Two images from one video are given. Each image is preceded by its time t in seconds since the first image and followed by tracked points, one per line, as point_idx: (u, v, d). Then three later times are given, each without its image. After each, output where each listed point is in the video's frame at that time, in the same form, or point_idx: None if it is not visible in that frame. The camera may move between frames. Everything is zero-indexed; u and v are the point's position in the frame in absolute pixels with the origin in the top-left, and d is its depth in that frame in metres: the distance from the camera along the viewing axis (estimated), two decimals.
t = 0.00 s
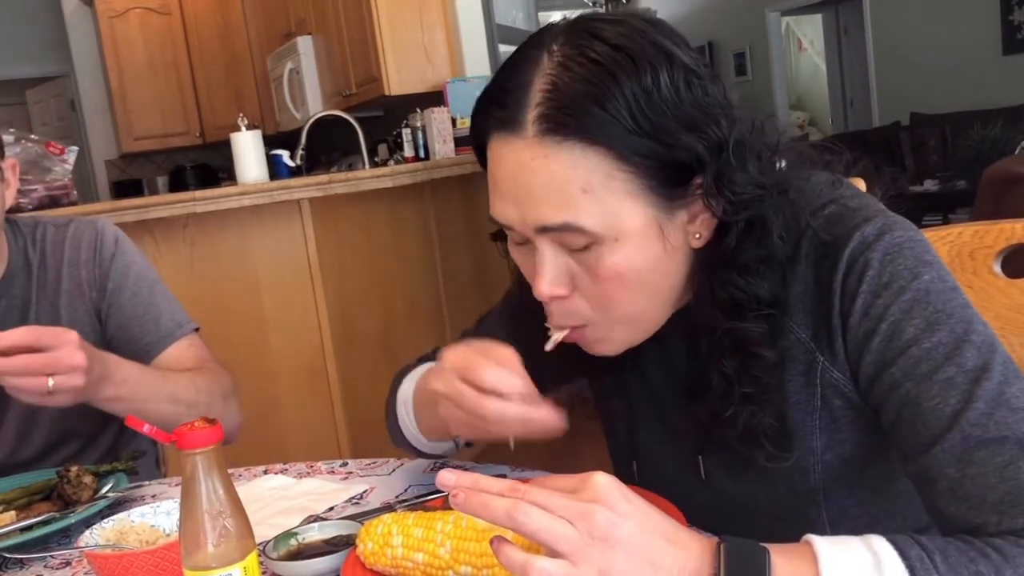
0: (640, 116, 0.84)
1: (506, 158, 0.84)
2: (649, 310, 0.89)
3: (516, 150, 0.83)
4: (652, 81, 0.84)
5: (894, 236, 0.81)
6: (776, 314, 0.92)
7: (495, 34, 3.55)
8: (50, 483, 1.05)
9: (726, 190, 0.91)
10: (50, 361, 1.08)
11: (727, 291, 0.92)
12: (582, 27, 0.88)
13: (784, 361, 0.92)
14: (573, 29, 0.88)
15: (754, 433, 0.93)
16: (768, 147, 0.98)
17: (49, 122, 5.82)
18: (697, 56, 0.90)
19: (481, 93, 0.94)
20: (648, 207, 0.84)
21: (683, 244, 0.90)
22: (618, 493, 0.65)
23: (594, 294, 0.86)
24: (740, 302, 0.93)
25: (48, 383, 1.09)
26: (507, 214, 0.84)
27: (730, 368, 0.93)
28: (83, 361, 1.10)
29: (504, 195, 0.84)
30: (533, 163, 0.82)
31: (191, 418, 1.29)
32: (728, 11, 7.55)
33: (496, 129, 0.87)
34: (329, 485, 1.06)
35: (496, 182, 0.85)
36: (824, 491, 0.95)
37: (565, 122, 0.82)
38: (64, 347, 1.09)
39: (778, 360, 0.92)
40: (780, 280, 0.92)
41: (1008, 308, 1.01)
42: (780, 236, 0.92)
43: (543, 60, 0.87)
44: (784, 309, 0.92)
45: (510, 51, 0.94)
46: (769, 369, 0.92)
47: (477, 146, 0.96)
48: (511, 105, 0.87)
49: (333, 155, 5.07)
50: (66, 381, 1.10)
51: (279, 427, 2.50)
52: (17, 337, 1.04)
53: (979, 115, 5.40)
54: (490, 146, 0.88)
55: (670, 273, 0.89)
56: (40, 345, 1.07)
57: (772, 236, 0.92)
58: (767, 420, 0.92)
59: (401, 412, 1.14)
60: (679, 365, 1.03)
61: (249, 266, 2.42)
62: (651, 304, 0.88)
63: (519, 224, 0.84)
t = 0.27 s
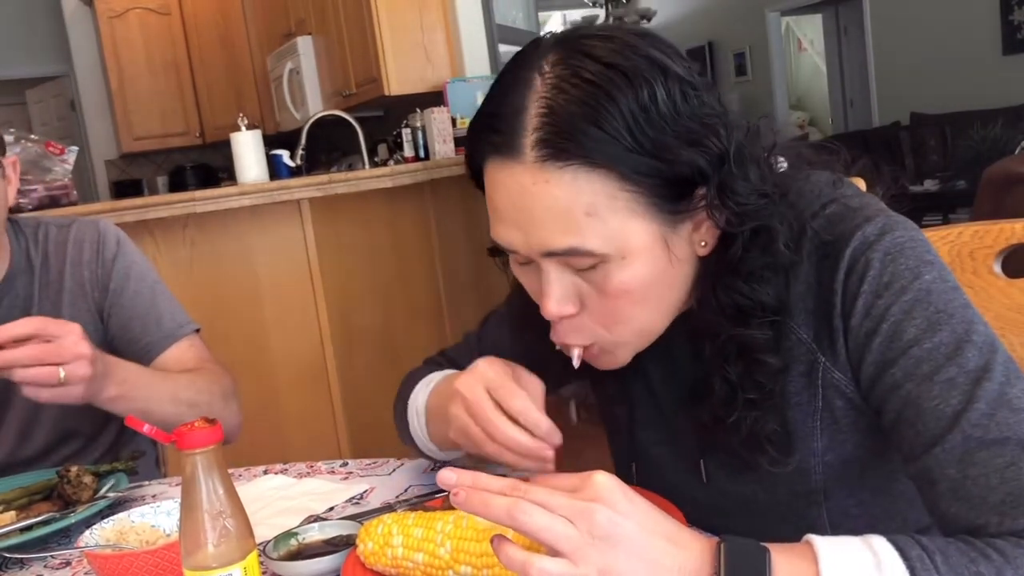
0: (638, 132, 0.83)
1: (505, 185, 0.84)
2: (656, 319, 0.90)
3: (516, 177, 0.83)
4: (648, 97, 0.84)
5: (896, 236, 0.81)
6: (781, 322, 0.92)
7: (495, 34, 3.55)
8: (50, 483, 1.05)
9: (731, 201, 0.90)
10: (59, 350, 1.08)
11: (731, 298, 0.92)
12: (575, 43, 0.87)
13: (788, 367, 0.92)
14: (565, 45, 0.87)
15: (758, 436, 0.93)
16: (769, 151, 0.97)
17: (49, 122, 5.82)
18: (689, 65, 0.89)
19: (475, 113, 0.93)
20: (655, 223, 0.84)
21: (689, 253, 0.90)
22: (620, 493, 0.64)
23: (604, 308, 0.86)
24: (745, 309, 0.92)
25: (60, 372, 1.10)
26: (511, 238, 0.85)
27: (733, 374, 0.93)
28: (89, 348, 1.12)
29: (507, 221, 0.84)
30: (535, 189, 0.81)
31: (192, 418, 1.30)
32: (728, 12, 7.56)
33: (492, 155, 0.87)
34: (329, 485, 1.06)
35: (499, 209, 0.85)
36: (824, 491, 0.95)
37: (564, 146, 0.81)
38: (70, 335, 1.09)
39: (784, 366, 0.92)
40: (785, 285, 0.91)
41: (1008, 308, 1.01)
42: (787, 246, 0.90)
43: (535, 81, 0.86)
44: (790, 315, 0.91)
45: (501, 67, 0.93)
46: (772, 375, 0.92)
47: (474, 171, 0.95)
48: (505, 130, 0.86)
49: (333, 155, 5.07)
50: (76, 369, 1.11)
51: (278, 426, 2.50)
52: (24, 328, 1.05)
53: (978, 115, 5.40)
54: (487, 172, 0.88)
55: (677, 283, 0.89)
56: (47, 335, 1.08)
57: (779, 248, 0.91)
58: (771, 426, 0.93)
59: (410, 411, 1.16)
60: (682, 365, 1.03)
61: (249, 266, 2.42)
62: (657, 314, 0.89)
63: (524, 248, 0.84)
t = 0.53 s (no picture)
0: (627, 143, 0.83)
1: (497, 198, 0.85)
2: (651, 327, 0.90)
3: (508, 189, 0.84)
4: (637, 108, 0.84)
5: (893, 236, 0.81)
6: (775, 330, 0.92)
7: (495, 33, 3.55)
8: (50, 483, 1.05)
9: (721, 212, 0.90)
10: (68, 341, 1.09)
11: (723, 307, 0.91)
12: (566, 54, 0.87)
13: (783, 373, 0.92)
14: (557, 55, 0.88)
15: (755, 443, 0.93)
16: (763, 158, 0.96)
17: (49, 122, 5.82)
18: (679, 74, 0.89)
19: (467, 124, 0.93)
20: (645, 233, 0.85)
21: (682, 262, 0.91)
22: (620, 494, 0.65)
23: (597, 317, 0.87)
24: (738, 318, 0.92)
25: (71, 360, 1.09)
26: (504, 248, 0.85)
27: (728, 382, 0.92)
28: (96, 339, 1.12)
29: (500, 233, 0.85)
30: (526, 201, 0.82)
31: (192, 418, 1.30)
32: (728, 11, 7.55)
33: (483, 167, 0.87)
34: (329, 485, 1.06)
35: (492, 219, 0.86)
36: (823, 491, 0.95)
37: (553, 160, 0.82)
38: (77, 326, 1.10)
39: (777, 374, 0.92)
40: (779, 293, 0.91)
41: (1007, 308, 1.01)
42: (778, 258, 0.90)
43: (525, 93, 0.87)
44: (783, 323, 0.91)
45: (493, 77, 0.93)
46: (767, 383, 0.91)
47: (466, 181, 0.96)
48: (496, 143, 0.87)
49: (332, 155, 5.07)
50: (85, 360, 1.11)
51: (279, 427, 2.50)
52: (34, 319, 1.06)
53: (979, 115, 5.39)
54: (479, 184, 0.89)
55: (670, 293, 0.90)
56: (55, 327, 1.08)
57: (771, 261, 0.90)
58: (767, 434, 0.92)
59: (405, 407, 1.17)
60: (678, 366, 1.03)
61: (249, 266, 2.42)
62: (650, 322, 0.89)
63: (517, 258, 0.85)
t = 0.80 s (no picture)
0: (610, 157, 0.83)
1: (484, 212, 0.86)
2: (640, 335, 0.90)
3: (492, 204, 0.84)
4: (619, 121, 0.84)
5: (889, 237, 0.81)
6: (764, 339, 0.92)
7: (495, 33, 3.56)
8: (50, 483, 1.05)
9: (705, 223, 0.90)
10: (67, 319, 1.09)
11: (712, 318, 0.92)
12: (551, 65, 0.87)
13: (777, 381, 0.93)
14: (542, 66, 0.88)
15: (750, 450, 0.93)
16: (752, 165, 0.96)
17: (49, 122, 5.82)
18: (664, 85, 0.89)
19: (456, 136, 0.94)
20: (629, 244, 0.84)
21: (671, 270, 0.91)
22: (619, 496, 0.64)
23: (585, 328, 0.87)
24: (728, 328, 0.92)
25: (69, 334, 1.09)
26: (493, 260, 0.86)
27: (722, 391, 0.93)
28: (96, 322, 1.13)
29: (489, 245, 0.86)
30: (511, 215, 0.83)
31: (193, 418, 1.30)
32: (728, 11, 7.54)
33: (471, 180, 0.88)
34: (329, 485, 1.06)
35: (480, 231, 0.87)
36: (821, 491, 0.95)
37: (537, 174, 0.82)
38: (77, 307, 1.11)
39: (768, 382, 0.93)
40: (767, 301, 0.91)
41: (1007, 308, 1.01)
42: (762, 269, 0.91)
43: (510, 107, 0.87)
44: (772, 333, 0.92)
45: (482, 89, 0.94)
46: (760, 391, 0.92)
47: (455, 193, 0.96)
48: (483, 157, 0.87)
49: (332, 155, 5.07)
50: (84, 340, 1.11)
51: (280, 427, 2.50)
52: (38, 296, 1.07)
53: (978, 115, 5.39)
54: (467, 198, 0.89)
55: (657, 303, 0.90)
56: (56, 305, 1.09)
57: (753, 269, 0.91)
58: (762, 441, 0.93)
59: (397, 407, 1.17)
60: (674, 368, 1.03)
61: (250, 266, 2.42)
62: (639, 330, 0.89)
63: (504, 271, 0.86)
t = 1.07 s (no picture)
0: (598, 163, 0.84)
1: (478, 217, 0.86)
2: (633, 338, 0.90)
3: (485, 209, 0.85)
4: (608, 126, 0.84)
5: (882, 238, 0.81)
6: (756, 342, 0.93)
7: (494, 34, 3.56)
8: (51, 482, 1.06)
9: (695, 227, 0.90)
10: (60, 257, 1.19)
11: (702, 321, 0.92)
12: (544, 68, 0.88)
13: (770, 383, 0.93)
14: (533, 70, 0.88)
15: (744, 451, 0.93)
16: (744, 172, 0.95)
17: (50, 123, 5.83)
18: (654, 89, 0.89)
19: (449, 143, 0.94)
20: (619, 250, 0.85)
21: (661, 274, 0.91)
22: (616, 498, 0.65)
23: (578, 331, 0.88)
24: (719, 331, 0.92)
25: (60, 264, 1.18)
26: (486, 265, 0.87)
27: (714, 394, 0.93)
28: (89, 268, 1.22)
29: (482, 250, 0.87)
30: (503, 221, 0.83)
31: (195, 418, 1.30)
32: (728, 11, 7.54)
33: (463, 188, 0.89)
34: (329, 484, 1.07)
35: (473, 236, 0.88)
36: (819, 491, 0.95)
37: (526, 182, 0.82)
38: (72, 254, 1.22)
39: (760, 384, 0.93)
40: (759, 305, 0.92)
41: (1006, 308, 1.01)
42: (750, 273, 0.92)
43: (501, 113, 0.87)
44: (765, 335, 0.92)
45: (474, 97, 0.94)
46: (753, 393, 0.92)
47: (448, 198, 0.97)
48: (476, 163, 0.87)
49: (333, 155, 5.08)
50: (72, 274, 1.19)
51: (281, 426, 2.51)
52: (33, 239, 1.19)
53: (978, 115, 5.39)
54: (461, 205, 0.90)
55: (650, 307, 0.90)
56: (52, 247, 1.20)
57: (744, 275, 0.92)
58: (756, 442, 0.92)
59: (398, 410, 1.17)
60: (672, 370, 1.03)
61: (250, 266, 2.43)
62: (630, 336, 0.90)
63: (497, 275, 0.86)
